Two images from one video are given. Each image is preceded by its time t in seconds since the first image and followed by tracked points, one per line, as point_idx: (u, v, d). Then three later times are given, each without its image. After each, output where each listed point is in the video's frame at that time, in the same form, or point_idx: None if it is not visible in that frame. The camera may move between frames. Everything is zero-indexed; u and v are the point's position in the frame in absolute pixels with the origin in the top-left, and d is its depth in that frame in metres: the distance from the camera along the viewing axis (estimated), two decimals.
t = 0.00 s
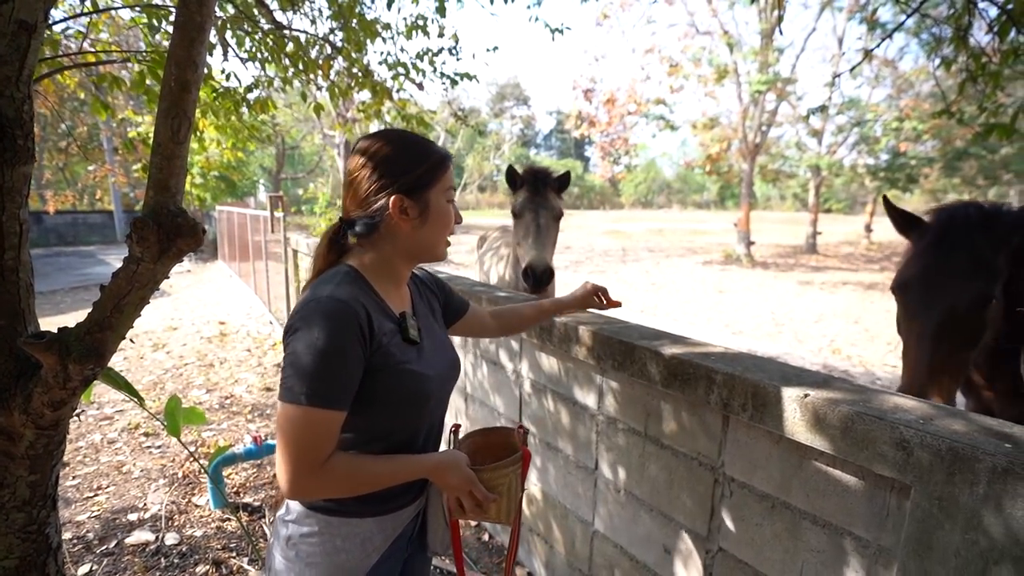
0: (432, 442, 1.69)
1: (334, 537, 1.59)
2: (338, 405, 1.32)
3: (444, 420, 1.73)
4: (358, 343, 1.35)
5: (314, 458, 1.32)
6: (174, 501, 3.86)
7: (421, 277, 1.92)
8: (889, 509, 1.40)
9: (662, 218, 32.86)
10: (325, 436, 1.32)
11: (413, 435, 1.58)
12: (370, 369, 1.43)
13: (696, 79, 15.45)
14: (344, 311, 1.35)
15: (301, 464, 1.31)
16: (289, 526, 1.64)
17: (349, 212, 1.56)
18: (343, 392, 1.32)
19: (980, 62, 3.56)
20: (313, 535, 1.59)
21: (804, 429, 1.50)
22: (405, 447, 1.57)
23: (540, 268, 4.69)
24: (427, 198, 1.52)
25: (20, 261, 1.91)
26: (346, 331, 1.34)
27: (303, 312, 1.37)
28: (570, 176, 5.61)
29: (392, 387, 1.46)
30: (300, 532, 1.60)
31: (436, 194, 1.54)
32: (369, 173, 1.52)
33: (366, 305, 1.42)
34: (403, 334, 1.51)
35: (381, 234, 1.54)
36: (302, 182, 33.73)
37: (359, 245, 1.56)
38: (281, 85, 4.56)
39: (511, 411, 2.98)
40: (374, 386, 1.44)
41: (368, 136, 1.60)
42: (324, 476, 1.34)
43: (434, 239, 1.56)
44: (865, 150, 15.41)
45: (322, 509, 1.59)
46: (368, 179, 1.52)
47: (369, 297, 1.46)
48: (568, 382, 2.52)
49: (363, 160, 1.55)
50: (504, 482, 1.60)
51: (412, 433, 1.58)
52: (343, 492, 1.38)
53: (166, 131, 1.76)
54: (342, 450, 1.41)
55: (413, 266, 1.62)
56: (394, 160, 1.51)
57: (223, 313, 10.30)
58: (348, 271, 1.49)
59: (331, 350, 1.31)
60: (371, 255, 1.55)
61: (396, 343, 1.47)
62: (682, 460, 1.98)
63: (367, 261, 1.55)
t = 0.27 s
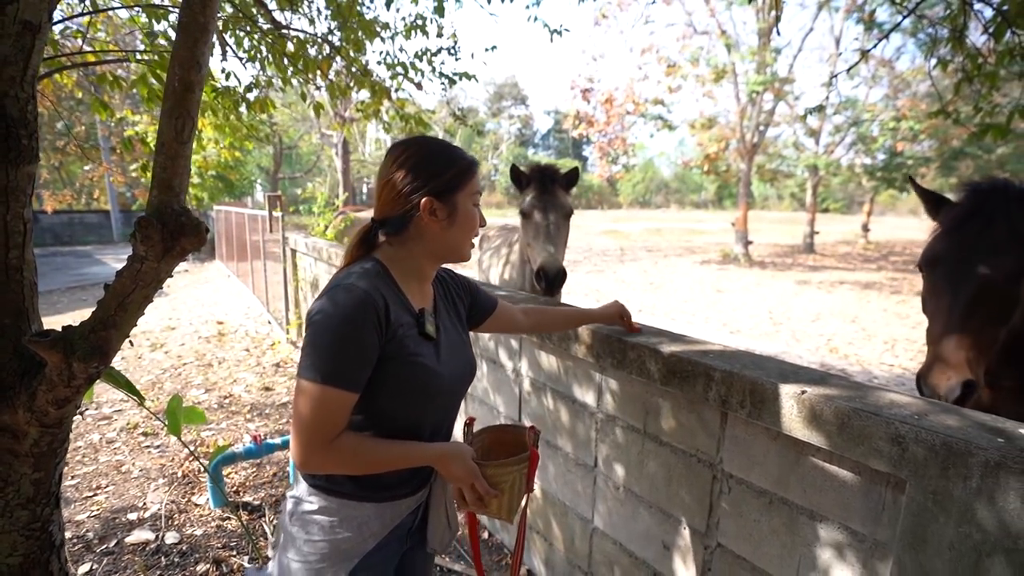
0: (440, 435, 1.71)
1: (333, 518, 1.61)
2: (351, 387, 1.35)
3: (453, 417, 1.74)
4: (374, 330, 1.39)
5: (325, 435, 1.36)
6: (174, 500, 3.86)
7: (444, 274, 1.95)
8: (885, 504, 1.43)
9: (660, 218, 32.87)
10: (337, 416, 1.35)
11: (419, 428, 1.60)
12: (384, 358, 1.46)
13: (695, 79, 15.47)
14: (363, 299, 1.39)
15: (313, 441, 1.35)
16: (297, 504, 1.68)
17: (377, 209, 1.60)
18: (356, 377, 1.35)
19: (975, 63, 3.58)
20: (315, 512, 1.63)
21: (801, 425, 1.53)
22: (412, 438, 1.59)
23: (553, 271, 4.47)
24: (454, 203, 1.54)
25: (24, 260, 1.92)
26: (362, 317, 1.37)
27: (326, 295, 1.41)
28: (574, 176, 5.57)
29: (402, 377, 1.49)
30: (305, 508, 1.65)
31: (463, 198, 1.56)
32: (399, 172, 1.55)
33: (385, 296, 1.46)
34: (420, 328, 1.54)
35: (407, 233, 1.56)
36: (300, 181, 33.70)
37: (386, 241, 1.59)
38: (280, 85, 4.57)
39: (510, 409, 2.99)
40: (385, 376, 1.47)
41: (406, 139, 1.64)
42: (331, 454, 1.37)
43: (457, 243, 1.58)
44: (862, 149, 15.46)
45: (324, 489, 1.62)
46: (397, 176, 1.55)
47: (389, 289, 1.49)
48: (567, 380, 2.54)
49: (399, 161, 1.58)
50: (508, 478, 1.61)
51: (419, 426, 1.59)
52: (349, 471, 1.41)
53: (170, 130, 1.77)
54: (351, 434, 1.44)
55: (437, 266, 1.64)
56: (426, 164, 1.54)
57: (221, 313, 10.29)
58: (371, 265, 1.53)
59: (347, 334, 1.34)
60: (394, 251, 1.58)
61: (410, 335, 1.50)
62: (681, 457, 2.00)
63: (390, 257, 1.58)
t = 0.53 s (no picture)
0: (444, 429, 1.73)
1: (350, 517, 1.61)
2: (355, 389, 1.36)
3: (454, 409, 1.76)
4: (374, 330, 1.39)
5: (333, 438, 1.37)
6: (172, 500, 3.87)
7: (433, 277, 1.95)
8: (880, 500, 1.44)
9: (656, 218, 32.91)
10: (343, 418, 1.36)
11: (423, 424, 1.61)
12: (386, 357, 1.47)
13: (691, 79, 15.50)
14: (361, 300, 1.39)
15: (321, 444, 1.36)
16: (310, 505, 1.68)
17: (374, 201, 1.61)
18: (360, 377, 1.36)
19: (969, 64, 3.60)
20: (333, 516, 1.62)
21: (798, 422, 1.54)
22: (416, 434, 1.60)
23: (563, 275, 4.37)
24: (447, 201, 1.54)
25: (25, 260, 1.93)
26: (362, 317, 1.38)
27: (324, 296, 1.42)
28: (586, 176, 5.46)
29: (404, 375, 1.50)
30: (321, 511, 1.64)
31: (455, 202, 1.55)
32: (398, 169, 1.56)
33: (382, 295, 1.46)
34: (416, 324, 1.55)
35: (400, 229, 1.57)
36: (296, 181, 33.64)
37: (380, 236, 1.61)
38: (277, 84, 4.57)
39: (509, 408, 3.01)
40: (387, 374, 1.48)
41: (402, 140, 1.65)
42: (340, 456, 1.38)
43: (451, 240, 1.59)
44: (857, 149, 15.51)
45: (338, 487, 1.62)
46: (395, 172, 1.56)
47: (384, 287, 1.49)
48: (566, 379, 2.55)
49: (394, 162, 1.60)
50: (513, 469, 1.63)
51: (423, 423, 1.61)
52: (360, 472, 1.43)
53: (170, 130, 1.78)
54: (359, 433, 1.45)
55: (425, 266, 1.64)
56: (420, 163, 1.55)
57: (218, 313, 10.28)
58: (366, 263, 1.53)
59: (348, 336, 1.35)
60: (389, 250, 1.59)
61: (409, 331, 1.51)
62: (679, 455, 2.01)
63: (385, 255, 1.59)
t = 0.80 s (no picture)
0: (439, 425, 1.74)
1: (359, 521, 1.61)
2: (349, 396, 1.35)
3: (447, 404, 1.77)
4: (364, 335, 1.39)
5: (334, 448, 1.37)
6: (166, 502, 3.85)
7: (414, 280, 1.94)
8: (874, 497, 1.46)
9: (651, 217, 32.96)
10: (342, 426, 1.36)
11: (419, 422, 1.62)
12: (379, 360, 1.47)
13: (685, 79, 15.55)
14: (349, 305, 1.38)
15: (323, 456, 1.37)
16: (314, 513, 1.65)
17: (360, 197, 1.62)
18: (352, 385, 1.36)
19: (960, 65, 3.64)
20: (338, 523, 1.61)
21: (793, 420, 1.56)
22: (413, 432, 1.61)
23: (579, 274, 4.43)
24: (432, 203, 1.53)
25: (18, 260, 1.92)
26: (351, 324, 1.37)
27: (311, 304, 1.40)
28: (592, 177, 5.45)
29: (397, 375, 1.50)
30: (324, 521, 1.62)
31: (434, 212, 1.54)
32: (385, 169, 1.56)
33: (369, 298, 1.45)
34: (403, 323, 1.54)
35: (380, 228, 1.57)
36: (290, 180, 33.43)
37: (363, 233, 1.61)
38: (271, 84, 4.56)
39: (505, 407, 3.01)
40: (381, 375, 1.48)
41: (386, 142, 1.64)
42: (339, 465, 1.39)
43: (437, 240, 1.58)
44: (849, 149, 15.60)
45: (344, 494, 1.61)
46: (382, 171, 1.56)
47: (369, 289, 1.49)
48: (562, 378, 2.56)
49: (377, 164, 1.59)
50: (514, 457, 1.67)
51: (419, 421, 1.62)
52: (364, 478, 1.44)
53: (165, 130, 1.78)
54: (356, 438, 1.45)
55: (401, 270, 1.63)
56: (404, 165, 1.54)
57: (211, 313, 10.23)
58: (351, 267, 1.53)
59: (339, 344, 1.34)
60: (376, 253, 1.59)
61: (400, 333, 1.50)
62: (676, 453, 2.03)
63: (372, 259, 1.58)
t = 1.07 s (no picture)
0: (429, 426, 1.74)
1: (346, 527, 1.62)
2: (335, 400, 1.35)
3: (438, 404, 1.77)
4: (349, 339, 1.39)
5: (320, 453, 1.37)
6: (156, 504, 3.83)
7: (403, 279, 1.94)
8: (864, 492, 1.48)
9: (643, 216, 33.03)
10: (328, 431, 1.36)
11: (409, 423, 1.62)
12: (365, 362, 1.47)
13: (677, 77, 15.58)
14: (333, 309, 1.38)
15: (309, 462, 1.37)
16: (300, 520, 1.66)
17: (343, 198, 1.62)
18: (338, 389, 1.35)
19: (947, 65, 3.68)
20: (324, 528, 1.61)
21: (783, 417, 1.57)
22: (403, 434, 1.61)
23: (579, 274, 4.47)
24: (416, 201, 1.52)
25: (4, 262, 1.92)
26: (336, 328, 1.36)
27: (294, 310, 1.40)
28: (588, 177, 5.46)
29: (385, 377, 1.50)
30: (311, 526, 1.63)
31: (420, 208, 1.53)
32: (367, 167, 1.56)
33: (354, 301, 1.45)
34: (390, 325, 1.54)
35: (365, 228, 1.57)
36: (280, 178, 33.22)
37: (347, 234, 1.61)
38: (261, 82, 4.53)
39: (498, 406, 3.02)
40: (368, 378, 1.48)
41: (370, 140, 1.64)
42: (326, 470, 1.39)
43: (424, 237, 1.58)
44: (840, 147, 15.70)
45: (330, 500, 1.61)
46: (364, 170, 1.56)
47: (355, 291, 1.48)
48: (555, 377, 2.57)
49: (360, 162, 1.59)
50: (502, 457, 1.69)
51: (409, 422, 1.62)
52: (352, 483, 1.44)
53: (153, 128, 1.77)
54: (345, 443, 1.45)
55: (389, 269, 1.63)
56: (388, 163, 1.54)
57: (202, 313, 10.17)
58: (337, 269, 1.52)
59: (323, 349, 1.34)
60: (362, 252, 1.58)
61: (386, 335, 1.50)
62: (668, 451, 2.04)
63: (358, 258, 1.58)
